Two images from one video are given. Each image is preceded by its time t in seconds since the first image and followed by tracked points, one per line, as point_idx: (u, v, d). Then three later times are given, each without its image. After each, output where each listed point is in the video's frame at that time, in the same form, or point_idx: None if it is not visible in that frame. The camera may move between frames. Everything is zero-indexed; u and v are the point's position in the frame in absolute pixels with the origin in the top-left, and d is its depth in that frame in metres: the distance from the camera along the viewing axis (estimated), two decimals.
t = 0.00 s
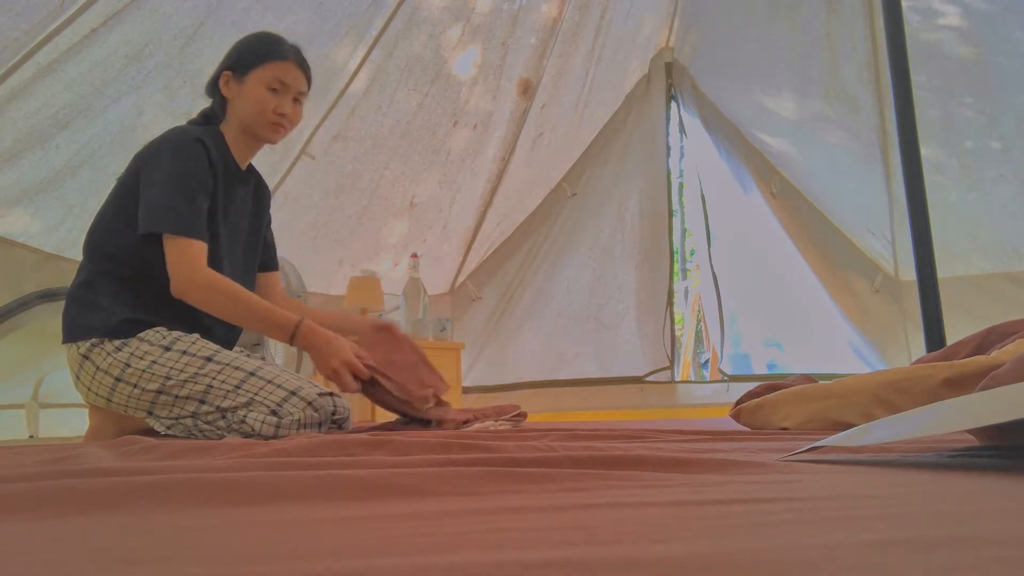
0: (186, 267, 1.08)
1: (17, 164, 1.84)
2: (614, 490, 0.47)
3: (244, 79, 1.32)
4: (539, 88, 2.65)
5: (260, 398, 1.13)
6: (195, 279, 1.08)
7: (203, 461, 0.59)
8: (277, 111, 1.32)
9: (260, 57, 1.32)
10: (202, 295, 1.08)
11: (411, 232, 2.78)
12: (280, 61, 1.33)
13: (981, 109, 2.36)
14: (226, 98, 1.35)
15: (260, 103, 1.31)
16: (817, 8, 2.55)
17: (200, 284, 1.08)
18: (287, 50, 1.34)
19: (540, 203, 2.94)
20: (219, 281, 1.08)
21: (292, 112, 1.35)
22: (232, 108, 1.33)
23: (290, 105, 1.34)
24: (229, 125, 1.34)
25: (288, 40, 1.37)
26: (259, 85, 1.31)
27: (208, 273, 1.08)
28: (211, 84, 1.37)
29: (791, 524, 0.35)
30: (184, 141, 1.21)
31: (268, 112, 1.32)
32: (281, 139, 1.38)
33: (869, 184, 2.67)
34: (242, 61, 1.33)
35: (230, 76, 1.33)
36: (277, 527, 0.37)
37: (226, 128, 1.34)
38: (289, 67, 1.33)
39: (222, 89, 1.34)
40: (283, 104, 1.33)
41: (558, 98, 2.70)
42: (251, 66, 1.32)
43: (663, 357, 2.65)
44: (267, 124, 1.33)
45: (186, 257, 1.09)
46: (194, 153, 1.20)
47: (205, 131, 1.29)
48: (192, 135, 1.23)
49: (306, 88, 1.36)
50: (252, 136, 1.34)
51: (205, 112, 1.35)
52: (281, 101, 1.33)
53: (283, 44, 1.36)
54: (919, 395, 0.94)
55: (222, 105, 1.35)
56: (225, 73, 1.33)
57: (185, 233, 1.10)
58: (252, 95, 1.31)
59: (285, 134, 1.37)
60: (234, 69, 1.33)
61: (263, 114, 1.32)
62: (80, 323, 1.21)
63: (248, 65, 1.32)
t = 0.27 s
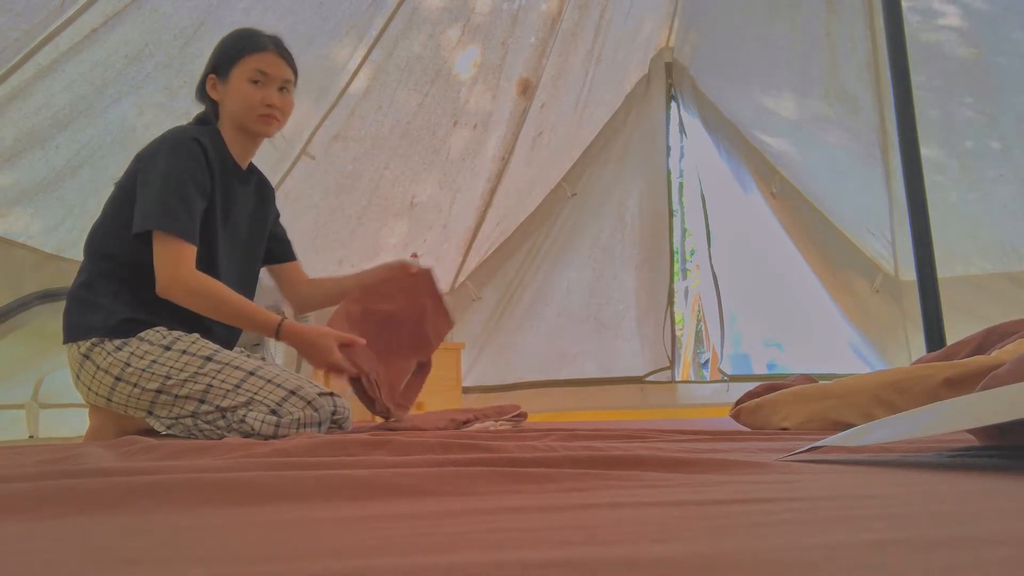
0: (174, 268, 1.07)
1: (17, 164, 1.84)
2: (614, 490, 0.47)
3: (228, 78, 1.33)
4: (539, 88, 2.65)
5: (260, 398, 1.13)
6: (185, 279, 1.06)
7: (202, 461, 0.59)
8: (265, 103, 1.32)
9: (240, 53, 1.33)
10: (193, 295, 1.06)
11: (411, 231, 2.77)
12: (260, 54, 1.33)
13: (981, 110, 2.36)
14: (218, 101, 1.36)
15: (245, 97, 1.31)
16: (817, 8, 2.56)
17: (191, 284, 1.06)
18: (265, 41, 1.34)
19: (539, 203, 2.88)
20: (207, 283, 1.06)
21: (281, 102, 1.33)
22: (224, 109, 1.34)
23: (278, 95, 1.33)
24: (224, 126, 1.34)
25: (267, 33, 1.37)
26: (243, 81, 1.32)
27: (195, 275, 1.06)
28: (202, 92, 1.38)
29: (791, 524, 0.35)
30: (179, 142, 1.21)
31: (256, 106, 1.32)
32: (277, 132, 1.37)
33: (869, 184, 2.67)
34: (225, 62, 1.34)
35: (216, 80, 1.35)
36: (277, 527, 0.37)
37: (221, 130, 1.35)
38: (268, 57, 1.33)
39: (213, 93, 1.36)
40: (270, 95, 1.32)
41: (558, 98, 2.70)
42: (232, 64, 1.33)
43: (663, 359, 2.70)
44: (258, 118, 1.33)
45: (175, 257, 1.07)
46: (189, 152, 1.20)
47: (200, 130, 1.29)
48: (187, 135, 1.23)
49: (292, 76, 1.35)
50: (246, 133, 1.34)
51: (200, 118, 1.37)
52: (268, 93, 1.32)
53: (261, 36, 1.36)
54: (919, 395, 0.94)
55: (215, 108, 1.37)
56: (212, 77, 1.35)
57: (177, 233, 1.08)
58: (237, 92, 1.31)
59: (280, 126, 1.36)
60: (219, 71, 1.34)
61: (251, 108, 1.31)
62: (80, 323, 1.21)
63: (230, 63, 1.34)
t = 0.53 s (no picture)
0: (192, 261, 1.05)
1: (17, 163, 1.83)
2: (614, 490, 0.47)
3: (224, 77, 1.33)
4: (539, 88, 2.65)
5: (260, 398, 1.13)
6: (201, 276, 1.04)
7: (203, 461, 0.59)
8: (262, 98, 1.32)
9: (233, 52, 1.34)
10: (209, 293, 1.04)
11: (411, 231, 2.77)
12: (252, 51, 1.33)
13: (981, 110, 2.36)
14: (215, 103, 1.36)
15: (242, 93, 1.31)
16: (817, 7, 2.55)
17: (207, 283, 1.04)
18: (258, 38, 1.35)
19: (540, 203, 2.89)
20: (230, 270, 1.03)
21: (278, 96, 1.33)
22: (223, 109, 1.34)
23: (273, 89, 1.32)
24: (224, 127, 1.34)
25: (258, 30, 1.37)
26: (238, 79, 1.32)
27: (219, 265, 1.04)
28: (200, 97, 1.39)
29: (790, 525, 0.35)
30: (181, 142, 1.21)
31: (252, 102, 1.31)
32: (277, 128, 1.36)
33: (869, 183, 2.68)
34: (218, 63, 1.35)
35: (212, 81, 1.36)
36: (277, 527, 0.37)
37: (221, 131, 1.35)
38: (261, 52, 1.33)
39: (210, 96, 1.36)
40: (266, 90, 1.32)
41: (558, 98, 2.70)
42: (226, 63, 1.34)
43: (663, 358, 2.69)
44: (256, 114, 1.32)
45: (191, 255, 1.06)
46: (191, 152, 1.20)
47: (203, 130, 1.29)
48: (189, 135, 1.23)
49: (287, 69, 1.35)
50: (247, 131, 1.33)
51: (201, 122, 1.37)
52: (264, 89, 1.32)
53: (252, 33, 1.37)
54: (920, 395, 0.94)
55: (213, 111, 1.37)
56: (208, 81, 1.36)
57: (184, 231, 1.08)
58: (234, 89, 1.32)
59: (280, 121, 1.35)
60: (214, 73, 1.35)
61: (247, 104, 1.31)
62: (81, 322, 1.21)
63: (224, 63, 1.34)
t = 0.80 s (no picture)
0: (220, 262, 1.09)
1: (17, 164, 1.84)
2: (614, 490, 0.47)
3: (232, 81, 1.35)
4: (540, 88, 2.65)
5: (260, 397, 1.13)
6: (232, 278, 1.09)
7: (203, 461, 0.59)
8: (269, 101, 1.33)
9: (241, 57, 1.36)
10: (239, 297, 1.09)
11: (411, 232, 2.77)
12: (259, 55, 1.35)
13: (981, 110, 2.36)
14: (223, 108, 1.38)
15: (250, 96, 1.32)
16: (817, 7, 2.55)
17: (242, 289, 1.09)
18: (265, 43, 1.37)
19: (539, 204, 2.92)
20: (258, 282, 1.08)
21: (284, 99, 1.34)
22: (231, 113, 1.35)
23: (281, 92, 1.34)
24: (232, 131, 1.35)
25: (264, 35, 1.40)
26: (246, 82, 1.33)
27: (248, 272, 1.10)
28: (208, 103, 1.40)
29: (790, 524, 0.35)
30: (191, 144, 1.21)
31: (260, 104, 1.32)
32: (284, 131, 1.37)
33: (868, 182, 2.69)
34: (226, 67, 1.36)
35: (220, 86, 1.37)
36: (277, 527, 0.37)
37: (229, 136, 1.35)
38: (268, 56, 1.35)
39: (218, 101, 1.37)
40: (273, 93, 1.33)
41: (558, 98, 2.70)
42: (234, 68, 1.36)
43: (663, 357, 2.65)
44: (263, 117, 1.33)
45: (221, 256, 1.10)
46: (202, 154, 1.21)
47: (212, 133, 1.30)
48: (201, 138, 1.24)
49: (294, 72, 1.37)
50: (254, 134, 1.33)
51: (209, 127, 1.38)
52: (271, 91, 1.33)
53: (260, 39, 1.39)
54: (920, 395, 0.94)
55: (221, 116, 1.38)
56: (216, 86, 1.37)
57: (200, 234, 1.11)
58: (241, 92, 1.33)
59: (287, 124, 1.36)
60: (222, 78, 1.37)
61: (255, 106, 1.32)
62: (83, 321, 1.22)
63: (232, 67, 1.36)
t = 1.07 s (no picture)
0: (227, 277, 1.13)
1: (17, 164, 1.84)
2: (614, 490, 0.47)
3: (243, 84, 1.35)
4: (539, 88, 2.65)
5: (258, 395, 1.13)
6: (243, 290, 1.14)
7: (203, 461, 0.59)
8: (279, 105, 1.33)
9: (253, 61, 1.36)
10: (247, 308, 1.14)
11: (410, 232, 2.77)
12: (271, 59, 1.35)
13: (981, 110, 2.36)
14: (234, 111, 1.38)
15: (260, 99, 1.33)
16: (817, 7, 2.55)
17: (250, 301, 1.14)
18: (277, 46, 1.37)
19: (539, 204, 2.93)
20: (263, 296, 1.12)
21: (295, 103, 1.34)
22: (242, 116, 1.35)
23: (292, 96, 1.34)
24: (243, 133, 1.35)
25: (276, 37, 1.40)
26: (257, 86, 1.34)
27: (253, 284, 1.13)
28: (220, 105, 1.41)
29: (790, 524, 0.35)
30: (202, 147, 1.22)
31: (271, 108, 1.33)
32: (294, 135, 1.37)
33: (867, 181, 2.69)
34: (237, 71, 1.37)
35: (232, 88, 1.38)
36: (278, 527, 0.37)
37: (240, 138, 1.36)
38: (279, 60, 1.35)
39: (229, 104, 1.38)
40: (284, 96, 1.33)
41: (558, 98, 2.70)
42: (245, 71, 1.36)
43: (663, 357, 2.66)
44: (274, 121, 1.33)
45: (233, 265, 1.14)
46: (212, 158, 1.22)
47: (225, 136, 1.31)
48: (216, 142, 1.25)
49: (305, 76, 1.37)
50: (264, 138, 1.34)
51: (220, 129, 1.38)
52: (282, 95, 1.33)
53: (272, 43, 1.39)
54: (919, 395, 0.94)
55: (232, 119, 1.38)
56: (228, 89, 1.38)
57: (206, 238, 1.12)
58: (253, 95, 1.33)
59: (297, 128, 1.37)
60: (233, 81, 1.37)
61: (266, 110, 1.32)
62: (85, 318, 1.22)
63: (243, 70, 1.36)
